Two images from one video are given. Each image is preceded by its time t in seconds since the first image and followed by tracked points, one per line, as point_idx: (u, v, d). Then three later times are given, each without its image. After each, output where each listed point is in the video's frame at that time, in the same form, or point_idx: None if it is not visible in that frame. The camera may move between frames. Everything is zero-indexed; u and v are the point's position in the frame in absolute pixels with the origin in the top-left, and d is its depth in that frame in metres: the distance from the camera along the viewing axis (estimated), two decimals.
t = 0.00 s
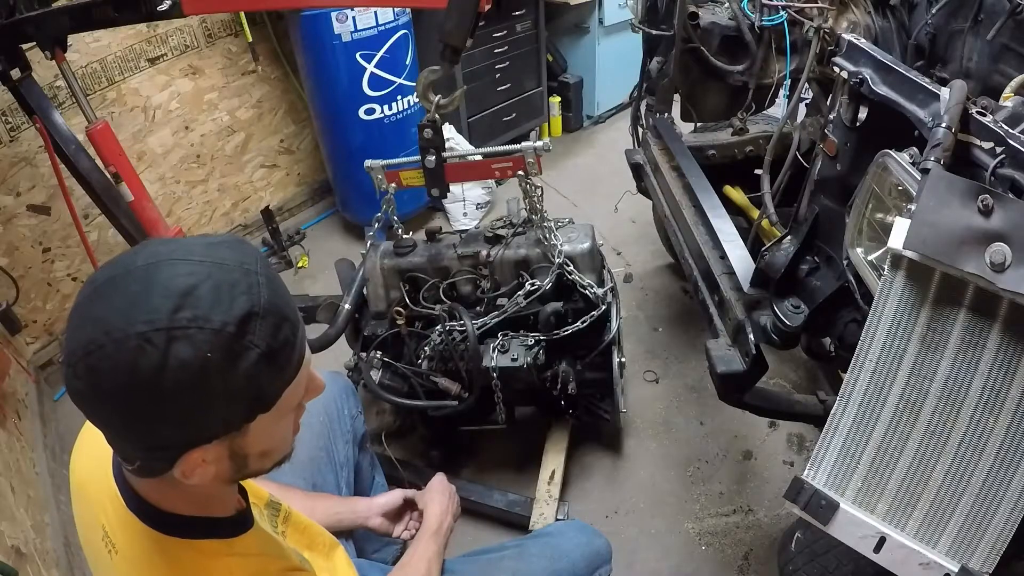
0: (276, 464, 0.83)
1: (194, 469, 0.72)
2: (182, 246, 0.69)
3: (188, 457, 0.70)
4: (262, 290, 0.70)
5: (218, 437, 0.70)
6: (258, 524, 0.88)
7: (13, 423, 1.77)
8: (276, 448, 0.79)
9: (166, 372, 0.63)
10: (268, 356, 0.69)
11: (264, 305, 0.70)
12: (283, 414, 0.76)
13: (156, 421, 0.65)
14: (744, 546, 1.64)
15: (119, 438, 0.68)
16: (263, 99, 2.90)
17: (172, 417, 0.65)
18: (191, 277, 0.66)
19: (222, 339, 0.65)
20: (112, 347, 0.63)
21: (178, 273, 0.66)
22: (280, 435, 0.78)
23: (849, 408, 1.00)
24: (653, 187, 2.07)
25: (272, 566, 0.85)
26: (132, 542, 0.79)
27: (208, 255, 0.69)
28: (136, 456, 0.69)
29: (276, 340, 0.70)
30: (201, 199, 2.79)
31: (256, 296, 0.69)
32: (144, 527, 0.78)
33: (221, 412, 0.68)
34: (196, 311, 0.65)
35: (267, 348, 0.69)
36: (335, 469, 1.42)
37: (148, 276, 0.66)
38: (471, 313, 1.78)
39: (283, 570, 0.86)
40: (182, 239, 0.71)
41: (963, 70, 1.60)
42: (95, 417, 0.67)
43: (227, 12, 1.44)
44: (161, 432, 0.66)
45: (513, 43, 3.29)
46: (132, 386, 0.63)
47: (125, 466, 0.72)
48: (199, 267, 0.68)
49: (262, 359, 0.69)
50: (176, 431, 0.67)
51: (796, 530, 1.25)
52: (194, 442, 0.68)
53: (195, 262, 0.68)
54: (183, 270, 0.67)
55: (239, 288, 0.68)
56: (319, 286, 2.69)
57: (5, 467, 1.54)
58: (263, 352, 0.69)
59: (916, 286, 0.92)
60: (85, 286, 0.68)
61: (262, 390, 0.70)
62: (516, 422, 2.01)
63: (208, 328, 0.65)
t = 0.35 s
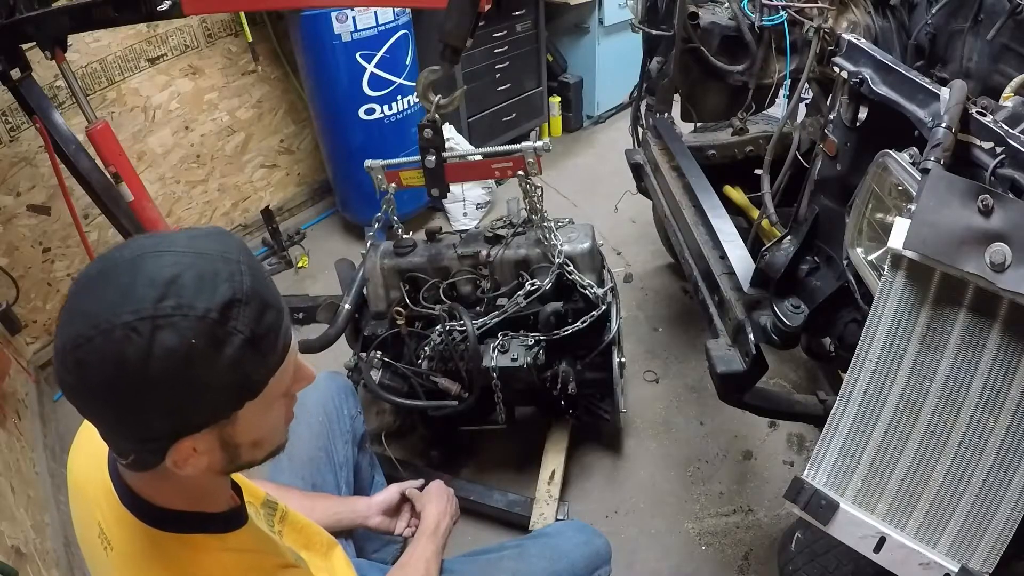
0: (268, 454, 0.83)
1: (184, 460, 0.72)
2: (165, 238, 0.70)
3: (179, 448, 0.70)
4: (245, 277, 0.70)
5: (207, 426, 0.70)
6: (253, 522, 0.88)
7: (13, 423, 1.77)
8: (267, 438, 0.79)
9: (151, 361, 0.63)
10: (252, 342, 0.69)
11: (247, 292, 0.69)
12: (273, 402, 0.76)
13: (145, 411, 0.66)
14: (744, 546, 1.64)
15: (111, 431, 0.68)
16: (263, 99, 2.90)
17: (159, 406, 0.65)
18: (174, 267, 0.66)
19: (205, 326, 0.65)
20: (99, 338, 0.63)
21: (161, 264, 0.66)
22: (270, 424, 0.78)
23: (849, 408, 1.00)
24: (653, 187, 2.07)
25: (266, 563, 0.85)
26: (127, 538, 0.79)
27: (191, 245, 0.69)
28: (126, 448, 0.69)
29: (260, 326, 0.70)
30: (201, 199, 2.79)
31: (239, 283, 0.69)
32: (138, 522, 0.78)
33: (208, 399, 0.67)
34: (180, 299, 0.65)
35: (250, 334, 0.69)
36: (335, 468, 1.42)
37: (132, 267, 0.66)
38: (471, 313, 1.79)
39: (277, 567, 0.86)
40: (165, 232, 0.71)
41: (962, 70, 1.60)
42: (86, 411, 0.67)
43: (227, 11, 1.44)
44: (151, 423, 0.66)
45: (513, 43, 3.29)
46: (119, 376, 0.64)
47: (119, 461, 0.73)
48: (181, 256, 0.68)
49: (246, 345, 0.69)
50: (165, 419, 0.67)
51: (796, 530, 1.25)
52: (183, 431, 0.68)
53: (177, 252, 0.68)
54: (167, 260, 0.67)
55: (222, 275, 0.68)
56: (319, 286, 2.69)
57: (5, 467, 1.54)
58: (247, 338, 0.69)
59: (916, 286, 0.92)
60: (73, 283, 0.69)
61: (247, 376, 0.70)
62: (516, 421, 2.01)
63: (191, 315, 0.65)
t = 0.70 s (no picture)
0: (259, 446, 0.83)
1: (169, 451, 0.72)
2: (145, 228, 0.71)
3: (163, 439, 0.70)
4: (222, 262, 0.70)
5: (191, 414, 0.70)
6: (251, 518, 0.87)
7: (13, 423, 1.76)
8: (255, 429, 0.79)
9: (128, 345, 0.63)
10: (230, 326, 0.69)
11: (224, 275, 0.70)
12: (257, 391, 0.76)
13: (126, 398, 0.66)
14: (744, 546, 1.64)
15: (97, 422, 0.68)
16: (263, 100, 2.90)
17: (139, 392, 0.65)
18: (152, 253, 0.67)
19: (180, 309, 0.65)
20: (80, 324, 0.64)
21: (139, 251, 0.67)
22: (255, 413, 0.77)
23: (849, 408, 1.00)
24: (653, 187, 2.07)
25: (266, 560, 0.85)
26: (122, 534, 0.79)
27: (170, 233, 0.70)
28: (111, 437, 0.69)
29: (237, 310, 0.70)
30: (201, 199, 2.79)
31: (216, 267, 0.69)
32: (130, 517, 0.79)
33: (186, 384, 0.67)
34: (156, 283, 0.65)
35: (228, 318, 0.69)
36: (335, 468, 1.42)
37: (112, 255, 0.67)
38: (471, 313, 1.79)
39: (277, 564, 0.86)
40: (147, 224, 0.73)
41: (963, 70, 1.60)
42: (72, 403, 0.68)
43: (227, 12, 1.43)
44: (133, 411, 0.66)
45: (513, 43, 3.29)
46: (97, 361, 0.64)
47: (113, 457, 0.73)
48: (159, 244, 0.68)
49: (223, 329, 0.68)
50: (145, 406, 0.66)
51: (796, 530, 1.25)
52: (165, 419, 0.68)
53: (156, 240, 0.69)
54: (145, 247, 0.67)
55: (198, 260, 0.69)
56: (319, 286, 2.68)
57: (5, 467, 1.53)
58: (225, 321, 0.68)
59: (916, 286, 0.92)
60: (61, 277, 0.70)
61: (227, 361, 0.69)
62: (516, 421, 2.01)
63: (166, 298, 0.65)
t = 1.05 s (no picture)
0: (259, 443, 0.82)
1: (167, 446, 0.72)
2: (144, 225, 0.71)
3: (161, 433, 0.70)
4: (219, 257, 0.70)
5: (190, 408, 0.69)
6: (251, 517, 0.87)
7: (13, 423, 1.76)
8: (254, 425, 0.79)
9: (127, 337, 0.64)
10: (227, 320, 0.69)
11: (221, 271, 0.70)
12: (255, 387, 0.76)
13: (126, 392, 0.66)
14: (744, 546, 1.64)
15: (98, 417, 0.68)
16: (263, 99, 2.90)
17: (138, 385, 0.65)
18: (150, 247, 0.67)
19: (177, 303, 0.65)
20: (78, 318, 0.64)
21: (138, 245, 0.67)
22: (253, 409, 0.77)
23: (849, 408, 1.00)
24: (653, 187, 2.07)
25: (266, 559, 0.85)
26: (123, 532, 0.79)
27: (169, 229, 0.71)
28: (110, 432, 0.69)
29: (234, 306, 0.70)
30: (201, 199, 2.78)
31: (213, 263, 0.69)
32: (131, 514, 0.79)
33: (184, 379, 0.67)
34: (154, 277, 0.65)
35: (225, 312, 0.69)
36: (335, 468, 1.42)
37: (111, 250, 0.67)
38: (471, 313, 1.79)
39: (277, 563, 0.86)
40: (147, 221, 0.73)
41: (963, 70, 1.60)
42: (73, 398, 0.68)
43: (227, 12, 1.43)
44: (133, 405, 0.66)
45: (513, 43, 3.29)
46: (95, 355, 0.64)
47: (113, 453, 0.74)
48: (158, 239, 0.69)
49: (220, 323, 0.68)
50: (143, 400, 0.66)
51: (796, 530, 1.25)
52: (164, 414, 0.68)
53: (155, 235, 0.69)
54: (143, 242, 0.68)
55: (196, 255, 0.69)
56: (319, 286, 2.68)
57: (5, 467, 1.53)
58: (222, 316, 0.68)
59: (916, 286, 0.92)
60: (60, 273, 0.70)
61: (224, 356, 0.69)
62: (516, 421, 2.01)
63: (164, 291, 0.65)
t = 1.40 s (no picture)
0: (258, 441, 0.82)
1: (167, 444, 0.72)
2: (143, 223, 0.71)
3: (161, 431, 0.71)
4: (217, 254, 0.70)
5: (189, 405, 0.70)
6: (251, 517, 0.86)
7: (13, 423, 1.76)
8: (253, 424, 0.79)
9: (126, 334, 0.64)
10: (225, 317, 0.69)
11: (219, 267, 0.70)
12: (254, 385, 0.76)
13: (124, 389, 0.66)
14: (744, 546, 1.64)
15: (99, 416, 0.68)
16: (263, 99, 2.90)
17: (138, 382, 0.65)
18: (149, 245, 0.67)
19: (176, 299, 0.65)
20: (78, 315, 0.64)
21: (137, 243, 0.67)
22: (252, 407, 0.77)
23: (849, 408, 1.00)
24: (653, 187, 2.08)
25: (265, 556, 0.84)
26: (122, 531, 0.79)
27: (167, 227, 0.71)
28: (109, 431, 0.69)
29: (232, 302, 0.70)
30: (201, 199, 2.78)
31: (212, 260, 0.69)
32: (130, 512, 0.79)
33: (182, 375, 0.67)
34: (153, 274, 0.65)
35: (223, 309, 0.69)
36: (335, 468, 1.41)
37: (110, 248, 0.67)
38: (471, 313, 1.79)
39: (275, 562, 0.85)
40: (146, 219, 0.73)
41: (963, 70, 1.60)
42: (74, 398, 0.68)
43: (227, 12, 1.43)
44: (134, 403, 0.66)
45: (513, 43, 3.29)
46: (94, 351, 0.64)
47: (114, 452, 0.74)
48: (157, 236, 0.69)
49: (219, 319, 0.68)
50: (142, 397, 0.66)
51: (796, 530, 1.25)
52: (165, 411, 0.68)
53: (153, 233, 0.69)
54: (141, 240, 0.68)
55: (194, 252, 0.69)
56: (318, 286, 2.68)
57: (5, 467, 1.53)
58: (220, 313, 0.68)
59: (915, 286, 0.92)
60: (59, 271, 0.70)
61: (222, 352, 0.69)
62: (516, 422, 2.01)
63: (163, 288, 0.65)
